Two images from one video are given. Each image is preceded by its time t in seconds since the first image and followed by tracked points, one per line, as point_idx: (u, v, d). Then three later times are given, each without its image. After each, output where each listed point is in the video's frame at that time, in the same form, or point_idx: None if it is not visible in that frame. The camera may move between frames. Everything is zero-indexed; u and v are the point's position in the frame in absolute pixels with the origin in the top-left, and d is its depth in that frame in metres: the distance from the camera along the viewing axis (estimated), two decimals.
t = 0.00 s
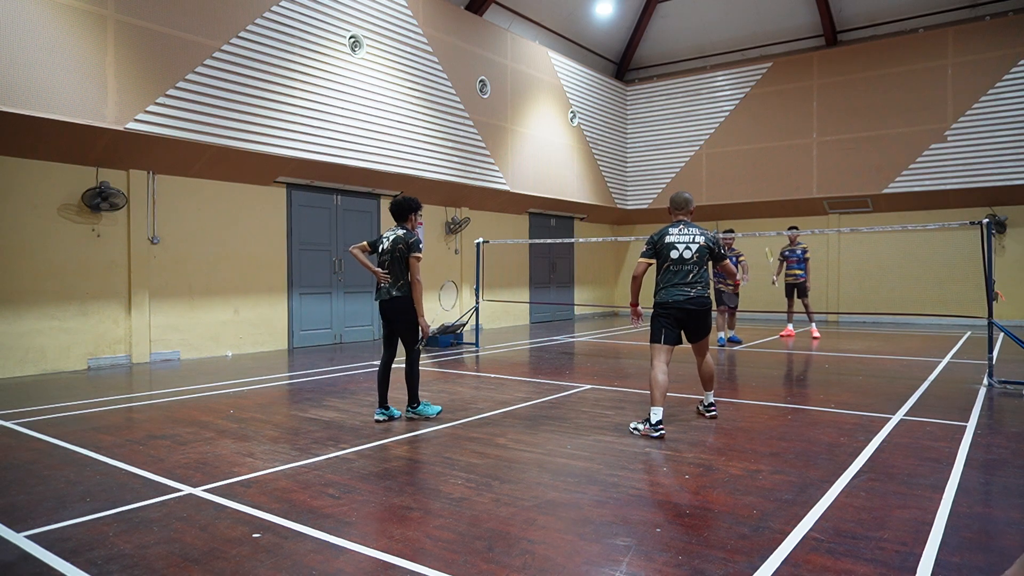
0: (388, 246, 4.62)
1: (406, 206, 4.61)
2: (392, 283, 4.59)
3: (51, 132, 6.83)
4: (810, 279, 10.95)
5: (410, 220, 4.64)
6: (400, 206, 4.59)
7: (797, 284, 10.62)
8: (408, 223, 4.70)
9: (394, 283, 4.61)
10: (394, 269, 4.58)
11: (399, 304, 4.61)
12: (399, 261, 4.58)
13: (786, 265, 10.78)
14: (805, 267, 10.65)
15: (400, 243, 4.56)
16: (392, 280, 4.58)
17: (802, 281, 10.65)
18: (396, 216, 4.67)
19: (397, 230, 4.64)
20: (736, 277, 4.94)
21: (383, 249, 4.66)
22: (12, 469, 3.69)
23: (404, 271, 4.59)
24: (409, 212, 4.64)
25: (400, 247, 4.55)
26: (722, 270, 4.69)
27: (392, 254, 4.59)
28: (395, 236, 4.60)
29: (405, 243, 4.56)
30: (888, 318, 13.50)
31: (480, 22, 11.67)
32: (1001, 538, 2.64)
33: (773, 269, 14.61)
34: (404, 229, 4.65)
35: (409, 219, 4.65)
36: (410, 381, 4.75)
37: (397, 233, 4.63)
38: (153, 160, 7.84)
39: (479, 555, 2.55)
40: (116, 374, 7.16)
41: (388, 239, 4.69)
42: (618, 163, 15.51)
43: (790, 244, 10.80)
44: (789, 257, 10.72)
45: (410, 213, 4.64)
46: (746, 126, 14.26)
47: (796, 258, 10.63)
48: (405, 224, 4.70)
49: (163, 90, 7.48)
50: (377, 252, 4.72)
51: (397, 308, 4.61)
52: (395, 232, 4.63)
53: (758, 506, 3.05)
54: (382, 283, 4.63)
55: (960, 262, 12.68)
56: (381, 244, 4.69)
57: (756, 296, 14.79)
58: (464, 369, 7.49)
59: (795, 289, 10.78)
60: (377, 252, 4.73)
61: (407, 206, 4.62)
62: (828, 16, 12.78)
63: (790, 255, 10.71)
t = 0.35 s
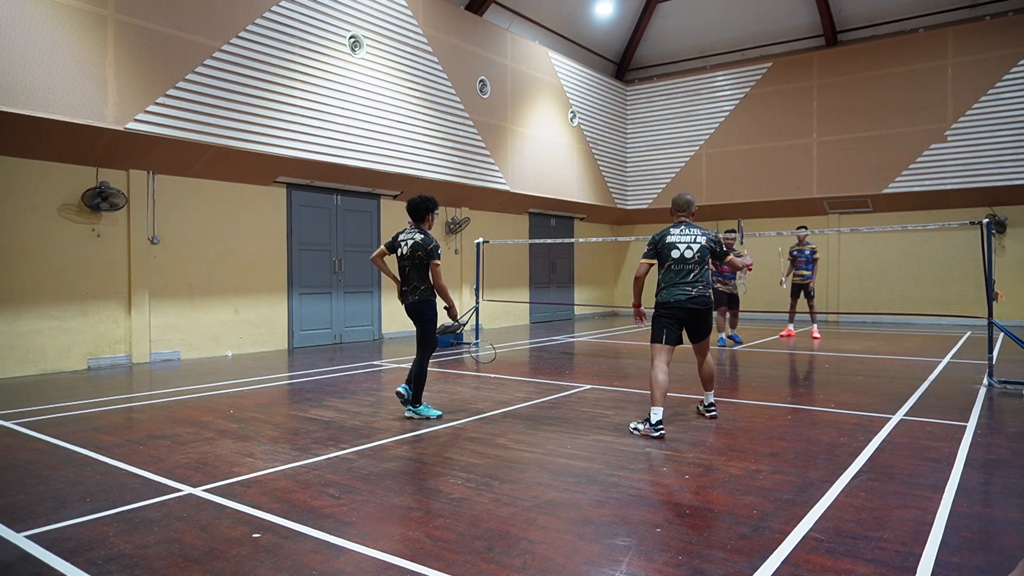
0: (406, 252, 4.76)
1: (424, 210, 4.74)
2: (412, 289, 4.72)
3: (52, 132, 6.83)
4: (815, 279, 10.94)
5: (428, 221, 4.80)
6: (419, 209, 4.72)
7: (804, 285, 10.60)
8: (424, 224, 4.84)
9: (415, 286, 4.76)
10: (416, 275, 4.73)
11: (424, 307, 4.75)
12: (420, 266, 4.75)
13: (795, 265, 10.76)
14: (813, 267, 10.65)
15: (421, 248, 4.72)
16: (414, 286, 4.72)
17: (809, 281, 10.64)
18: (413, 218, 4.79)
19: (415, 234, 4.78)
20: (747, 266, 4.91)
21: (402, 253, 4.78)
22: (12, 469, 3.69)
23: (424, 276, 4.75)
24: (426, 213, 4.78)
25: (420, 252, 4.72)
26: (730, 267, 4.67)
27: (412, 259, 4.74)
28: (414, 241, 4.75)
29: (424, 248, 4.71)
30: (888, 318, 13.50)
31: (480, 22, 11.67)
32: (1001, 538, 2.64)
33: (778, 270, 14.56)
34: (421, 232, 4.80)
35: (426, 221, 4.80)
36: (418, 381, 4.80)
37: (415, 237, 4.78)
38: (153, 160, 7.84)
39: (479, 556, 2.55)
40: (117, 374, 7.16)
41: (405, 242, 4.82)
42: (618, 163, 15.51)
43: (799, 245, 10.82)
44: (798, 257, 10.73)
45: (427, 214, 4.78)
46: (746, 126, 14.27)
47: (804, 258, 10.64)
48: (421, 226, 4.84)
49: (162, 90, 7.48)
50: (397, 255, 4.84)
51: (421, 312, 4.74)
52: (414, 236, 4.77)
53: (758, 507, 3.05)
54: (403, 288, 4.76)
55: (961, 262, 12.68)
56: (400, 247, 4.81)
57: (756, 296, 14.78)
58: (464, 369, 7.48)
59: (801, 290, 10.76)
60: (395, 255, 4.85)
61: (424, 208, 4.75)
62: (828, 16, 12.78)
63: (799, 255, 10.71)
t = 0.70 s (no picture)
0: (422, 254, 4.83)
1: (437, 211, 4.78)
2: (429, 290, 4.78)
3: (51, 132, 6.83)
4: (819, 279, 10.95)
5: (441, 222, 4.82)
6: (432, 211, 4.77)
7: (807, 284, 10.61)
8: (438, 226, 4.88)
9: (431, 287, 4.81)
10: (431, 275, 4.80)
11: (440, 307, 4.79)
12: (434, 267, 4.80)
13: (797, 265, 10.77)
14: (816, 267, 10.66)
15: (434, 249, 4.77)
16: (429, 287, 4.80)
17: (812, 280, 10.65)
18: (429, 220, 4.85)
19: (429, 236, 4.84)
20: (748, 261, 4.91)
21: (418, 255, 4.86)
22: (12, 469, 3.69)
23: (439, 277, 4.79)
24: (441, 215, 4.80)
25: (433, 253, 4.76)
26: (729, 265, 4.67)
27: (427, 261, 4.81)
28: (427, 242, 4.80)
29: (437, 249, 4.75)
30: (888, 318, 13.50)
31: (480, 23, 11.67)
32: (1001, 538, 2.64)
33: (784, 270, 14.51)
34: (435, 234, 4.84)
35: (439, 222, 4.83)
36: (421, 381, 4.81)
37: (429, 239, 4.83)
38: (153, 160, 7.84)
39: (479, 555, 2.55)
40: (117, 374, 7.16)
41: (419, 245, 4.89)
42: (618, 163, 15.51)
43: (800, 244, 10.81)
44: (800, 257, 10.72)
45: (441, 215, 4.81)
46: (746, 126, 14.27)
47: (807, 257, 10.64)
48: (436, 227, 4.88)
49: (163, 90, 7.48)
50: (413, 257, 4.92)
51: (437, 312, 4.78)
52: (428, 238, 4.83)
53: (758, 507, 3.05)
54: (422, 290, 4.83)
55: (961, 262, 12.68)
56: (416, 250, 4.89)
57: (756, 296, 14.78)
58: (465, 369, 7.48)
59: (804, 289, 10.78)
60: (412, 259, 4.92)
61: (438, 208, 4.78)
62: (828, 16, 12.78)
63: (801, 255, 10.71)
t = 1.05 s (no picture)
0: (436, 250, 4.94)
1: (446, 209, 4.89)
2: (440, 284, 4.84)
3: (51, 132, 6.83)
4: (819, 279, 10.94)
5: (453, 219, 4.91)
6: (443, 210, 4.88)
7: (805, 284, 10.61)
8: (451, 224, 4.97)
9: (443, 283, 4.86)
10: (443, 271, 4.88)
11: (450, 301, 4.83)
12: (445, 262, 4.87)
13: (795, 265, 10.76)
14: (813, 267, 10.66)
15: (445, 245, 4.85)
16: (441, 282, 4.86)
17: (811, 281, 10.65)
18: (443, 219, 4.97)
19: (441, 233, 4.94)
20: (747, 262, 4.89)
21: (433, 253, 4.98)
22: (12, 469, 3.69)
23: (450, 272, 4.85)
24: (453, 213, 4.89)
25: (444, 248, 4.84)
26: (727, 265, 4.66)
27: (440, 256, 4.90)
28: (440, 239, 4.91)
29: (447, 244, 4.84)
30: (888, 318, 13.49)
31: (480, 22, 11.68)
32: (1001, 538, 2.64)
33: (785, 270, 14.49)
34: (447, 231, 4.94)
35: (451, 220, 4.93)
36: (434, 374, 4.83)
37: (442, 236, 4.93)
38: (153, 160, 7.85)
39: (479, 555, 2.55)
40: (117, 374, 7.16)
41: (435, 243, 5.01)
42: (618, 163, 15.51)
43: (799, 244, 10.79)
44: (798, 257, 10.72)
45: (453, 213, 4.89)
46: (746, 126, 14.27)
47: (807, 258, 10.65)
48: (449, 225, 4.98)
49: (163, 90, 7.48)
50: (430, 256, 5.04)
51: (448, 306, 4.82)
52: (441, 236, 4.93)
53: (758, 506, 3.05)
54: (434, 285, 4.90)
55: (961, 262, 12.68)
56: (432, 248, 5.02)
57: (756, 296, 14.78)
58: (465, 369, 7.48)
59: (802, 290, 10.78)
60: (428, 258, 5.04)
61: (450, 207, 4.88)
62: (828, 16, 12.78)
63: (798, 255, 10.70)
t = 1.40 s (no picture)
0: (440, 250, 4.97)
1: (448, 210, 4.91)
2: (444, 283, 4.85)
3: (51, 132, 6.83)
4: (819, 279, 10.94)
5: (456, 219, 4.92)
6: (446, 210, 4.89)
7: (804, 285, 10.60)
8: (455, 224, 4.97)
9: (447, 282, 4.88)
10: (445, 271, 4.90)
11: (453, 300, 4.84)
12: (448, 262, 4.89)
13: (795, 265, 10.76)
14: (814, 267, 10.66)
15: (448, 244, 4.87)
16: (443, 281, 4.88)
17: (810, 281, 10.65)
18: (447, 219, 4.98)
19: (445, 234, 4.95)
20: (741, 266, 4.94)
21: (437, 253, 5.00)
22: (12, 470, 3.69)
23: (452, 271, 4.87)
24: (456, 213, 4.90)
25: (447, 248, 4.86)
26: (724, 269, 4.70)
27: (443, 256, 4.92)
28: (444, 239, 4.93)
29: (450, 243, 4.85)
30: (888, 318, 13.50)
31: (480, 23, 11.68)
32: (1001, 538, 2.64)
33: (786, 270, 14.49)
34: (451, 231, 4.95)
35: (454, 220, 4.94)
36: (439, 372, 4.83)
37: (446, 236, 4.95)
38: (153, 160, 7.85)
39: (479, 556, 2.55)
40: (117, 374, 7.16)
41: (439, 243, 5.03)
42: (618, 163, 15.51)
43: (799, 244, 10.79)
44: (798, 257, 10.72)
45: (457, 213, 4.90)
46: (746, 126, 14.27)
47: (807, 258, 10.65)
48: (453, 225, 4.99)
49: (162, 90, 7.48)
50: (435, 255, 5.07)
51: (451, 305, 4.82)
52: (444, 236, 4.95)
53: (758, 506, 3.05)
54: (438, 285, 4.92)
55: (961, 262, 12.68)
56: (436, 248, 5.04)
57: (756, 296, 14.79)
58: (465, 369, 7.48)
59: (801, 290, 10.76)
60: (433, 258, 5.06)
61: (453, 206, 4.89)
62: (828, 16, 12.78)
63: (799, 255, 10.70)
